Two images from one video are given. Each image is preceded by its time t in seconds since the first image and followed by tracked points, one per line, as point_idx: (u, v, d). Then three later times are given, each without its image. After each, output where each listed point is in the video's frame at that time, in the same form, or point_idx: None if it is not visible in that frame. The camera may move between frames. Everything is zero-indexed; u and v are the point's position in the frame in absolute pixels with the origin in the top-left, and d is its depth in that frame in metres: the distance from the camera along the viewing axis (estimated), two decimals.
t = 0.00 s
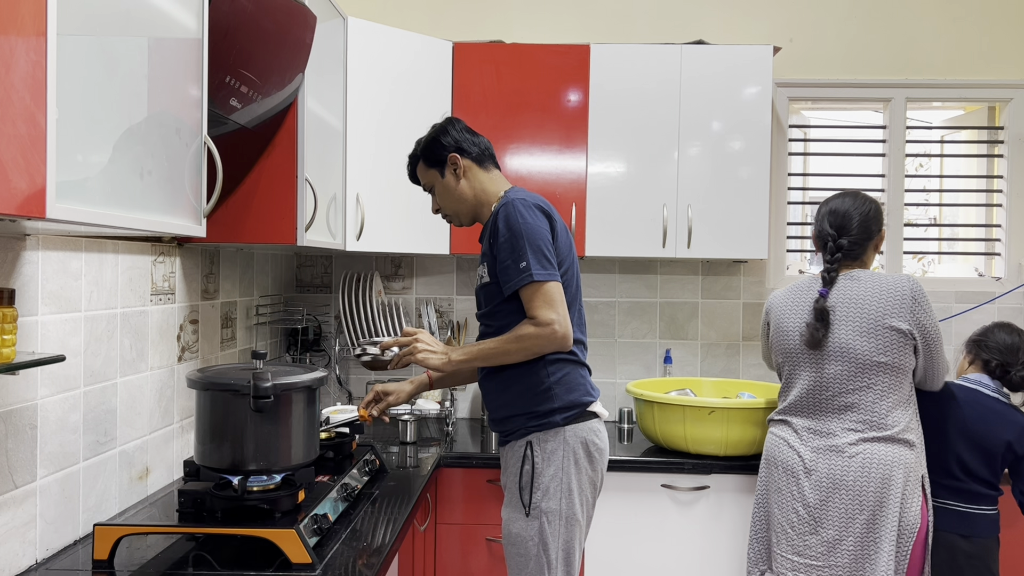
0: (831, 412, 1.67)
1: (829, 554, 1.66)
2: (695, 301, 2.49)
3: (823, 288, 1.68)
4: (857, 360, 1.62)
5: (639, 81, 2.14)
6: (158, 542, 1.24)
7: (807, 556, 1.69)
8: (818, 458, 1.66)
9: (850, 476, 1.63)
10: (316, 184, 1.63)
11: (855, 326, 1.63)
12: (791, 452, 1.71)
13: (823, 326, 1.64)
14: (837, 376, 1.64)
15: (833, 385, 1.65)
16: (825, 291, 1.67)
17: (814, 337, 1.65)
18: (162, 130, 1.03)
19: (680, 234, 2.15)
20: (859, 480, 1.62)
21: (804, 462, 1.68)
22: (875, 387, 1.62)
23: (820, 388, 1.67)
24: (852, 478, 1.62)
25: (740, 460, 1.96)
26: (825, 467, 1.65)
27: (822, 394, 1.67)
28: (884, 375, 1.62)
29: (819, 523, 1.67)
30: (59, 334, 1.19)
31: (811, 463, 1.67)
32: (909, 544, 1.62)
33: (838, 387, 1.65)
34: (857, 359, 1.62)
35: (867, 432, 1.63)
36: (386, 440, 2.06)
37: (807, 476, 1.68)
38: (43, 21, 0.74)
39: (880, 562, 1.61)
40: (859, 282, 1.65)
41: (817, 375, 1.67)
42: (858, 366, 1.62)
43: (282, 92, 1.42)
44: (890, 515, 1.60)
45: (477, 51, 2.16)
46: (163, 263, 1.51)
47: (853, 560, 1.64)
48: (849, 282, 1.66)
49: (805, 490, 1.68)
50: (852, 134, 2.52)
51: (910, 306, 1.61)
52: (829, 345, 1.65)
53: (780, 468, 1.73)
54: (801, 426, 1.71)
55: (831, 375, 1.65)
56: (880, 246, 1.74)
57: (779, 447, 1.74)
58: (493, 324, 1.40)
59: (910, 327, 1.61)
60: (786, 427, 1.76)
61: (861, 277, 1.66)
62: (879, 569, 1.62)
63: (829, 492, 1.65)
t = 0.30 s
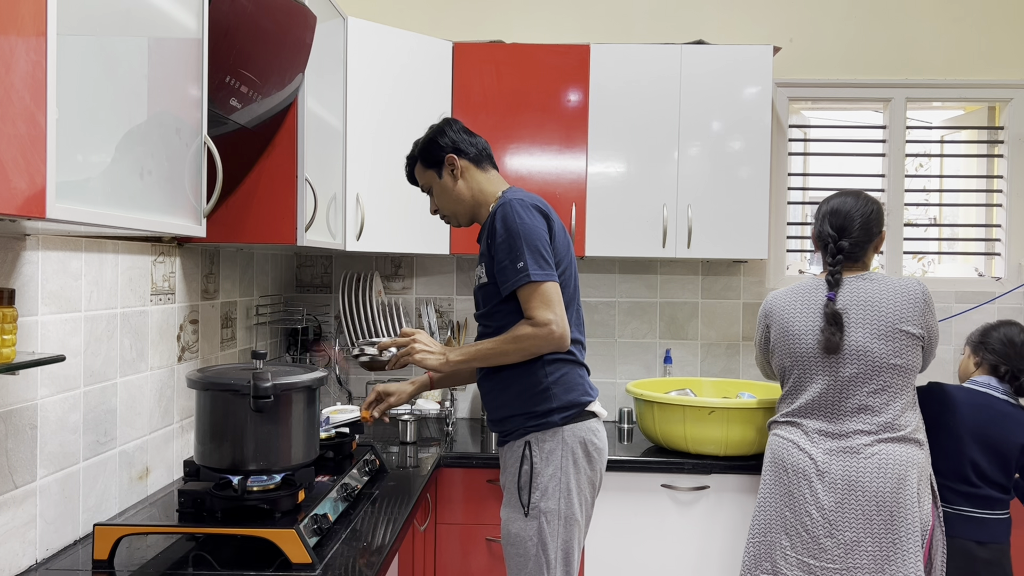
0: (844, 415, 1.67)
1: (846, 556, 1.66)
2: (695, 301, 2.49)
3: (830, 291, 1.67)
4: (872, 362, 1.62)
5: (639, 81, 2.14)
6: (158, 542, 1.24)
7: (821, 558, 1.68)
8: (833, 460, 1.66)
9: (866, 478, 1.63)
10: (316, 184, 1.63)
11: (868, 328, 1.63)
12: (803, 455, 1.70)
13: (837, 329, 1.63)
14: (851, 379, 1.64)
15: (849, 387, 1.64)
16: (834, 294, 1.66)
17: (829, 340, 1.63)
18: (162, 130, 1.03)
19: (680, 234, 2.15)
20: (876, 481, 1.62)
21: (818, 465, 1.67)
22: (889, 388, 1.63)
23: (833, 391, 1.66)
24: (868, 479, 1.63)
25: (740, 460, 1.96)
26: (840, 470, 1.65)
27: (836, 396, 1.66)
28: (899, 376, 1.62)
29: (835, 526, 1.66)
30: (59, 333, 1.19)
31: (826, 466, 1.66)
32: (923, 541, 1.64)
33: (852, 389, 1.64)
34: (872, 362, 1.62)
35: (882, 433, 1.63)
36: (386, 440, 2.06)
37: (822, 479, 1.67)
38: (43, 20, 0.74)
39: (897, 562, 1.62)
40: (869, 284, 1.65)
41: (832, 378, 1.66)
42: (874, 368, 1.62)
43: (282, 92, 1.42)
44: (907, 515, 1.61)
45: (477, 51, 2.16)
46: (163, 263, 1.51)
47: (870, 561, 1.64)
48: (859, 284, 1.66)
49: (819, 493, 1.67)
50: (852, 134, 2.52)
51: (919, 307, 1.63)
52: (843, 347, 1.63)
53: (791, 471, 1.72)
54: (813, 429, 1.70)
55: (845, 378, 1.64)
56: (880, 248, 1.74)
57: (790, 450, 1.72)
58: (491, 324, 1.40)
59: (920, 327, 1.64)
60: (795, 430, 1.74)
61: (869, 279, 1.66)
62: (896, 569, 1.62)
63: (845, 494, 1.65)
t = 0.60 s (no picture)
0: (846, 416, 1.66)
1: (847, 556, 1.66)
2: (695, 301, 2.49)
3: (830, 291, 1.68)
4: (874, 362, 1.62)
5: (639, 81, 2.14)
6: (158, 542, 1.24)
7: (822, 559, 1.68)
8: (834, 461, 1.66)
9: (868, 478, 1.63)
10: (316, 184, 1.63)
11: (870, 328, 1.63)
12: (804, 456, 1.70)
13: (838, 329, 1.63)
14: (853, 380, 1.64)
15: (850, 387, 1.64)
16: (834, 295, 1.66)
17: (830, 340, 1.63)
18: (162, 130, 1.03)
19: (680, 234, 2.15)
20: (878, 481, 1.62)
21: (819, 466, 1.67)
22: (891, 389, 1.63)
23: (835, 393, 1.66)
24: (869, 480, 1.63)
25: (740, 460, 1.96)
26: (841, 470, 1.65)
27: (837, 397, 1.66)
28: (901, 377, 1.62)
29: (836, 525, 1.67)
30: (59, 333, 1.19)
31: (827, 467, 1.66)
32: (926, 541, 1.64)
33: (854, 390, 1.64)
34: (874, 363, 1.62)
35: (884, 434, 1.63)
36: (386, 440, 2.06)
37: (823, 479, 1.67)
38: (43, 21, 0.74)
39: (898, 563, 1.62)
40: (871, 285, 1.65)
41: (834, 379, 1.66)
42: (875, 368, 1.62)
43: (282, 92, 1.42)
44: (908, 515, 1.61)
45: (477, 51, 2.16)
46: (163, 263, 1.51)
47: (872, 561, 1.64)
48: (860, 284, 1.66)
49: (820, 493, 1.67)
50: (852, 134, 2.52)
51: (922, 307, 1.63)
52: (844, 347, 1.63)
53: (792, 472, 1.72)
54: (814, 430, 1.70)
55: (847, 379, 1.64)
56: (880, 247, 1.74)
57: (791, 450, 1.72)
58: (487, 325, 1.41)
59: (922, 327, 1.64)
60: (796, 430, 1.74)
61: (871, 279, 1.66)
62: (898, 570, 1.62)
63: (846, 494, 1.65)
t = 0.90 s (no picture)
0: (847, 416, 1.66)
1: (848, 557, 1.66)
2: (695, 301, 2.49)
3: (830, 290, 1.68)
4: (874, 361, 1.62)
5: (639, 81, 2.14)
6: (158, 542, 1.24)
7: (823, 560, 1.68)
8: (834, 461, 1.66)
9: (869, 478, 1.63)
10: (316, 184, 1.63)
11: (870, 327, 1.63)
12: (804, 456, 1.70)
13: (837, 328, 1.63)
14: (854, 380, 1.64)
15: (850, 387, 1.64)
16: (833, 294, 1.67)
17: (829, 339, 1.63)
18: (162, 130, 1.03)
19: (680, 234, 2.15)
20: (879, 482, 1.62)
21: (819, 466, 1.67)
22: (892, 388, 1.62)
23: (836, 393, 1.66)
24: (870, 480, 1.63)
25: (740, 460, 1.96)
26: (841, 471, 1.65)
27: (837, 396, 1.66)
28: (902, 376, 1.62)
29: (837, 526, 1.67)
30: (59, 333, 1.19)
31: (828, 467, 1.66)
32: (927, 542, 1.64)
33: (855, 389, 1.64)
34: (874, 362, 1.62)
35: (884, 434, 1.63)
36: (386, 440, 2.06)
37: (823, 479, 1.67)
38: (43, 21, 0.74)
39: (900, 563, 1.62)
40: (871, 284, 1.65)
41: (834, 379, 1.66)
42: (876, 368, 1.62)
43: (282, 92, 1.42)
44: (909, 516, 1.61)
45: (478, 51, 2.16)
46: (163, 263, 1.51)
47: (872, 562, 1.64)
48: (861, 284, 1.66)
49: (820, 493, 1.68)
50: (852, 135, 2.52)
51: (922, 306, 1.63)
52: (844, 347, 1.63)
53: (793, 472, 1.72)
54: (814, 431, 1.70)
55: (848, 379, 1.64)
56: (878, 247, 1.74)
57: (792, 450, 1.72)
58: (483, 323, 1.41)
59: (922, 327, 1.64)
60: (797, 430, 1.74)
61: (871, 279, 1.66)
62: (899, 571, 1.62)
63: (847, 494, 1.65)
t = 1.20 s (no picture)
0: (843, 414, 1.66)
1: (843, 555, 1.66)
2: (695, 301, 2.49)
3: (826, 289, 1.68)
4: (870, 359, 1.62)
5: (638, 81, 2.14)
6: (158, 542, 1.24)
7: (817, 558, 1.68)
8: (830, 459, 1.66)
9: (864, 477, 1.63)
10: (316, 184, 1.63)
11: (867, 326, 1.63)
12: (799, 454, 1.70)
13: (834, 326, 1.63)
14: (850, 377, 1.64)
15: (846, 385, 1.64)
16: (830, 292, 1.67)
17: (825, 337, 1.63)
18: (162, 130, 1.03)
19: (680, 234, 2.14)
20: (874, 481, 1.62)
21: (815, 464, 1.67)
22: (887, 386, 1.63)
23: (832, 391, 1.66)
24: (865, 478, 1.62)
25: (740, 460, 1.96)
26: (836, 468, 1.65)
27: (833, 394, 1.66)
28: (898, 375, 1.62)
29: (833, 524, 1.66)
30: (59, 333, 1.19)
31: (823, 465, 1.66)
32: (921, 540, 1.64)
33: (851, 387, 1.64)
34: (870, 360, 1.62)
35: (881, 433, 1.62)
36: (386, 440, 2.06)
37: (818, 477, 1.67)
38: (43, 21, 0.74)
39: (895, 562, 1.62)
40: (867, 283, 1.65)
41: (830, 377, 1.66)
42: (872, 366, 1.62)
43: (282, 92, 1.42)
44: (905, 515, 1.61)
45: (478, 51, 2.16)
46: (163, 263, 1.51)
47: (868, 560, 1.64)
48: (858, 283, 1.66)
49: (816, 491, 1.67)
50: (852, 134, 2.52)
51: (919, 305, 1.63)
52: (840, 345, 1.63)
53: (789, 471, 1.72)
54: (811, 429, 1.70)
55: (843, 376, 1.64)
56: (873, 247, 1.74)
57: (788, 448, 1.72)
58: (482, 319, 1.41)
59: (919, 326, 1.64)
60: (793, 429, 1.74)
61: (867, 277, 1.67)
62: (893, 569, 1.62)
63: (843, 493, 1.65)
